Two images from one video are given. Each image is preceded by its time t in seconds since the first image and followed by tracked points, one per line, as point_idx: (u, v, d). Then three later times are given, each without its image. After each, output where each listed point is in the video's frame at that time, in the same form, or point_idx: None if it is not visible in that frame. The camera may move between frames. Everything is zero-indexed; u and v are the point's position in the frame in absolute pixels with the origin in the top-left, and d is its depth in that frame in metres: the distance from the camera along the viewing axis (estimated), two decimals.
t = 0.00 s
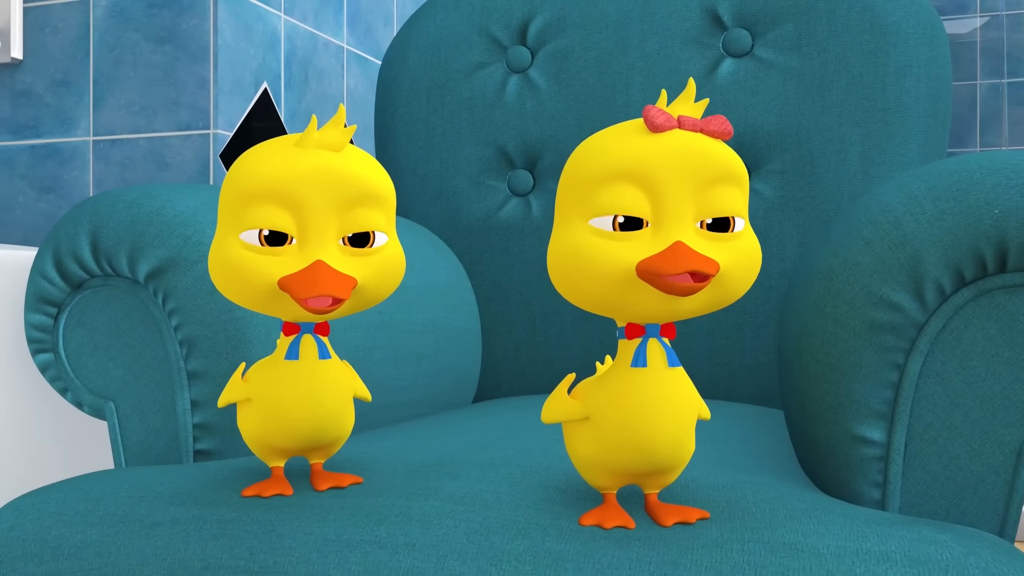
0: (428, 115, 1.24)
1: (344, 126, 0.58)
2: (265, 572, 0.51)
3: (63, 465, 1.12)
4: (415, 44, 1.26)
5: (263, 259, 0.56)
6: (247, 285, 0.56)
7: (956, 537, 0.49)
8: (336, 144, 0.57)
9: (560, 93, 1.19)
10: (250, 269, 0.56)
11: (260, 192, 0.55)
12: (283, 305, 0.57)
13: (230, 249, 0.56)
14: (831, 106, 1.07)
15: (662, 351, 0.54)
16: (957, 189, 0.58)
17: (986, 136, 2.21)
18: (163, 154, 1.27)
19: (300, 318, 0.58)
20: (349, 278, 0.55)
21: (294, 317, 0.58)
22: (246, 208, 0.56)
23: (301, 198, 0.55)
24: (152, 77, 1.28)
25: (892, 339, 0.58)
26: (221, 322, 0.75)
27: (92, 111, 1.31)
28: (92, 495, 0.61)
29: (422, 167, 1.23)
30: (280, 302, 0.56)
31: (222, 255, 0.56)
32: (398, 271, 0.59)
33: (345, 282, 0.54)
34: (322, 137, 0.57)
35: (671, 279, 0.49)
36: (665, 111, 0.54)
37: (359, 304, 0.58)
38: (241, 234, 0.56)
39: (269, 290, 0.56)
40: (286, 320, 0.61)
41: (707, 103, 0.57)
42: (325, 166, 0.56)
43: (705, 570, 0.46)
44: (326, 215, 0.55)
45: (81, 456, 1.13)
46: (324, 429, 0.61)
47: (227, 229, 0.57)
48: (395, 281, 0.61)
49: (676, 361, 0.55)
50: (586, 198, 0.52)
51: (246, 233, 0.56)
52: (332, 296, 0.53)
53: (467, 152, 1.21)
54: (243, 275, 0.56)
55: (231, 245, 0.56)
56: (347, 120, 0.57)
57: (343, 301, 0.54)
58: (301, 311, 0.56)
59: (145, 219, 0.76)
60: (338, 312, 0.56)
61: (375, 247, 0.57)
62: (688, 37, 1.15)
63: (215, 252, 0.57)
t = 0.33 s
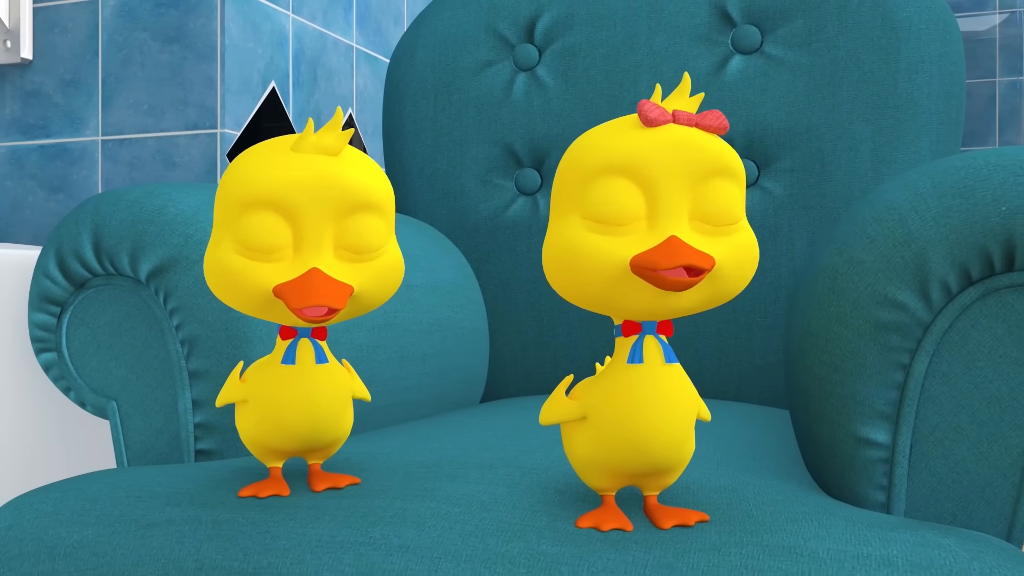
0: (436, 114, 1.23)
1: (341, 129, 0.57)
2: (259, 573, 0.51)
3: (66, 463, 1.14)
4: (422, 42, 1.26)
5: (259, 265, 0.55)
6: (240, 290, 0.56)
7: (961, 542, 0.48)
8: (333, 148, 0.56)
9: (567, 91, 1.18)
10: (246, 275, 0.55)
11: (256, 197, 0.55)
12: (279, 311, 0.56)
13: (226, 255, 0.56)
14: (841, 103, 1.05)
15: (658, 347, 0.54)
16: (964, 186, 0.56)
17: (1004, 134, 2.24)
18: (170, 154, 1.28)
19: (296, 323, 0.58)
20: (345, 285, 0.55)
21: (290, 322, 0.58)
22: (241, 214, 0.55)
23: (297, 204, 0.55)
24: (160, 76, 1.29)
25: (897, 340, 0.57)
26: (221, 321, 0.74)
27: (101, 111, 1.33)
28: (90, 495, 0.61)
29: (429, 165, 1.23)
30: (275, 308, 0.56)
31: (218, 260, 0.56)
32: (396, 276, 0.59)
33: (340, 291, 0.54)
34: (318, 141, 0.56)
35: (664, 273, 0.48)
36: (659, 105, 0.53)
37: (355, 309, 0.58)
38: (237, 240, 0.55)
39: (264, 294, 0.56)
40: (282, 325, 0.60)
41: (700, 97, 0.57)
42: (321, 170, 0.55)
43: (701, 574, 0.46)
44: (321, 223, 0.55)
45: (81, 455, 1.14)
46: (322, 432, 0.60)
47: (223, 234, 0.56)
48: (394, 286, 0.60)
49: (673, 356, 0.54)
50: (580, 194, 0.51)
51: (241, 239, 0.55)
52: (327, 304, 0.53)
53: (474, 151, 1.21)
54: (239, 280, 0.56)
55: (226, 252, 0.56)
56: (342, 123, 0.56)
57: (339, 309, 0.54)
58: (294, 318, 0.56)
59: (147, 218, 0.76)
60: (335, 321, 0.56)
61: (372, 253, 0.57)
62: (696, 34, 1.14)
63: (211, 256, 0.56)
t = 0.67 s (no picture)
0: (443, 112, 1.23)
1: (338, 134, 0.56)
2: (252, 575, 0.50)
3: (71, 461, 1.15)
4: (430, 40, 1.25)
5: (253, 275, 0.55)
6: (235, 298, 0.55)
7: (965, 546, 0.47)
8: (330, 155, 0.56)
9: (574, 89, 1.17)
10: (241, 284, 0.55)
11: (250, 207, 0.54)
12: (274, 321, 0.56)
13: (219, 264, 0.55)
14: (852, 100, 1.04)
15: (653, 342, 0.53)
16: (969, 183, 0.55)
17: None
18: (178, 153, 1.29)
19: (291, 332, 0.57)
20: (341, 298, 0.55)
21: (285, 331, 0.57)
22: (235, 224, 0.55)
23: (291, 215, 0.54)
24: (168, 76, 1.29)
25: (901, 339, 0.56)
26: (222, 321, 0.74)
27: (109, 111, 1.34)
28: (88, 494, 0.60)
29: (437, 164, 1.22)
30: (268, 317, 0.56)
31: (212, 270, 0.56)
32: (393, 285, 0.58)
33: (335, 302, 0.54)
34: (314, 148, 0.55)
35: (654, 264, 0.47)
36: (653, 99, 0.52)
37: (352, 318, 0.58)
38: (231, 250, 0.55)
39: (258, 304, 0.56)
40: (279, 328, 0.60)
41: (695, 91, 0.56)
42: (315, 180, 0.54)
43: None
44: (317, 235, 0.55)
45: (87, 449, 1.16)
46: (319, 433, 0.60)
47: (217, 242, 0.56)
48: (391, 293, 0.60)
49: (668, 351, 0.53)
50: (572, 187, 0.51)
51: (235, 249, 0.55)
52: (323, 319, 0.53)
53: (481, 150, 1.20)
54: (234, 290, 0.55)
55: (220, 261, 0.55)
56: (339, 128, 0.56)
57: (334, 323, 0.54)
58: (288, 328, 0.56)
59: (148, 217, 0.76)
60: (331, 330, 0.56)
61: (368, 262, 0.57)
62: (704, 31, 1.13)
63: (206, 263, 0.56)
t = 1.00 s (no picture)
0: (450, 111, 1.22)
1: (333, 134, 0.56)
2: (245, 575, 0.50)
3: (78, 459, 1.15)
4: (437, 38, 1.25)
5: (246, 277, 0.55)
6: (229, 300, 0.55)
7: (969, 550, 0.46)
8: (325, 154, 0.55)
9: (581, 87, 1.16)
10: (234, 286, 0.55)
11: (243, 208, 0.54)
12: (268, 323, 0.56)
13: (213, 265, 0.55)
14: (862, 97, 1.02)
15: (651, 346, 0.53)
16: (975, 180, 0.54)
17: None
18: (185, 153, 1.29)
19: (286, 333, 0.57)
20: (335, 300, 0.54)
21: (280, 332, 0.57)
22: (229, 225, 0.54)
23: (285, 217, 0.54)
24: (176, 75, 1.30)
25: (905, 339, 0.54)
26: (223, 320, 0.74)
27: (118, 111, 1.35)
28: (86, 494, 0.60)
29: (444, 163, 1.22)
30: (263, 318, 0.56)
31: (206, 272, 0.55)
32: (389, 287, 0.58)
33: (329, 305, 0.54)
34: (308, 148, 0.55)
35: (652, 276, 0.47)
36: (652, 99, 0.51)
37: (347, 320, 0.58)
38: (225, 251, 0.55)
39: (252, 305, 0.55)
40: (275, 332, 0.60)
41: (696, 89, 0.55)
42: (309, 181, 0.54)
43: None
44: (310, 236, 0.54)
45: (92, 450, 1.16)
46: (316, 437, 0.59)
47: (211, 243, 0.55)
48: (388, 294, 0.60)
49: (666, 355, 0.52)
50: (570, 193, 0.50)
51: (229, 251, 0.54)
52: (317, 322, 0.53)
53: (488, 148, 1.20)
54: (228, 293, 0.55)
55: (214, 262, 0.55)
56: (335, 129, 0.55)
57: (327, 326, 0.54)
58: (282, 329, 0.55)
59: (150, 216, 0.76)
60: (326, 332, 0.56)
61: (363, 263, 0.56)
62: (712, 28, 1.11)
63: (200, 265, 0.56)
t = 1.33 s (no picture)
0: (457, 110, 1.22)
1: (326, 135, 0.56)
2: None
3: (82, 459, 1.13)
4: (444, 37, 1.24)
5: (239, 279, 0.54)
6: (223, 303, 0.55)
7: (971, 554, 0.45)
8: (319, 155, 0.55)
9: (588, 85, 1.15)
10: (227, 288, 0.54)
11: (235, 210, 0.54)
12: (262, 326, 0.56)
13: (206, 268, 0.55)
14: (872, 94, 1.01)
15: (647, 345, 0.52)
16: (979, 178, 0.53)
17: None
18: (193, 153, 1.29)
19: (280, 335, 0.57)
20: (328, 302, 0.54)
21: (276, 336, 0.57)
22: (222, 227, 0.54)
23: (277, 219, 0.53)
24: (184, 75, 1.30)
25: (908, 338, 0.53)
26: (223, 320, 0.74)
27: (126, 111, 1.35)
28: (83, 493, 0.60)
29: (451, 163, 1.21)
30: (257, 321, 0.55)
31: (200, 274, 0.55)
32: (386, 286, 0.58)
33: (323, 307, 0.53)
34: (301, 149, 0.55)
35: (644, 272, 0.46)
36: (647, 95, 0.51)
37: (343, 321, 0.57)
38: (218, 253, 0.54)
39: (246, 308, 0.55)
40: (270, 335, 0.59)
41: (692, 84, 0.55)
42: (301, 182, 0.54)
43: None
44: (303, 239, 0.54)
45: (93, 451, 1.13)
46: (312, 437, 0.59)
47: (205, 245, 0.55)
48: (386, 295, 0.59)
49: (661, 354, 0.52)
50: (563, 191, 0.50)
51: (221, 252, 0.54)
52: (309, 325, 0.53)
53: (494, 147, 1.19)
54: (221, 295, 0.55)
55: (207, 264, 0.55)
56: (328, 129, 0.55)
57: (321, 329, 0.53)
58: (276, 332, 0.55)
59: (151, 215, 0.76)
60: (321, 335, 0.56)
61: (358, 264, 0.56)
62: (720, 25, 1.10)
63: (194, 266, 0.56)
